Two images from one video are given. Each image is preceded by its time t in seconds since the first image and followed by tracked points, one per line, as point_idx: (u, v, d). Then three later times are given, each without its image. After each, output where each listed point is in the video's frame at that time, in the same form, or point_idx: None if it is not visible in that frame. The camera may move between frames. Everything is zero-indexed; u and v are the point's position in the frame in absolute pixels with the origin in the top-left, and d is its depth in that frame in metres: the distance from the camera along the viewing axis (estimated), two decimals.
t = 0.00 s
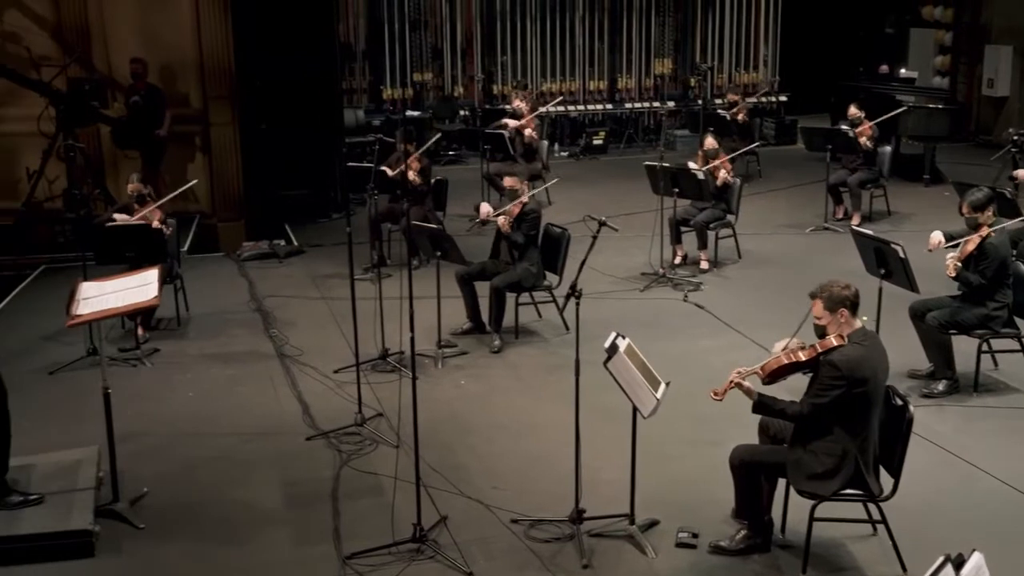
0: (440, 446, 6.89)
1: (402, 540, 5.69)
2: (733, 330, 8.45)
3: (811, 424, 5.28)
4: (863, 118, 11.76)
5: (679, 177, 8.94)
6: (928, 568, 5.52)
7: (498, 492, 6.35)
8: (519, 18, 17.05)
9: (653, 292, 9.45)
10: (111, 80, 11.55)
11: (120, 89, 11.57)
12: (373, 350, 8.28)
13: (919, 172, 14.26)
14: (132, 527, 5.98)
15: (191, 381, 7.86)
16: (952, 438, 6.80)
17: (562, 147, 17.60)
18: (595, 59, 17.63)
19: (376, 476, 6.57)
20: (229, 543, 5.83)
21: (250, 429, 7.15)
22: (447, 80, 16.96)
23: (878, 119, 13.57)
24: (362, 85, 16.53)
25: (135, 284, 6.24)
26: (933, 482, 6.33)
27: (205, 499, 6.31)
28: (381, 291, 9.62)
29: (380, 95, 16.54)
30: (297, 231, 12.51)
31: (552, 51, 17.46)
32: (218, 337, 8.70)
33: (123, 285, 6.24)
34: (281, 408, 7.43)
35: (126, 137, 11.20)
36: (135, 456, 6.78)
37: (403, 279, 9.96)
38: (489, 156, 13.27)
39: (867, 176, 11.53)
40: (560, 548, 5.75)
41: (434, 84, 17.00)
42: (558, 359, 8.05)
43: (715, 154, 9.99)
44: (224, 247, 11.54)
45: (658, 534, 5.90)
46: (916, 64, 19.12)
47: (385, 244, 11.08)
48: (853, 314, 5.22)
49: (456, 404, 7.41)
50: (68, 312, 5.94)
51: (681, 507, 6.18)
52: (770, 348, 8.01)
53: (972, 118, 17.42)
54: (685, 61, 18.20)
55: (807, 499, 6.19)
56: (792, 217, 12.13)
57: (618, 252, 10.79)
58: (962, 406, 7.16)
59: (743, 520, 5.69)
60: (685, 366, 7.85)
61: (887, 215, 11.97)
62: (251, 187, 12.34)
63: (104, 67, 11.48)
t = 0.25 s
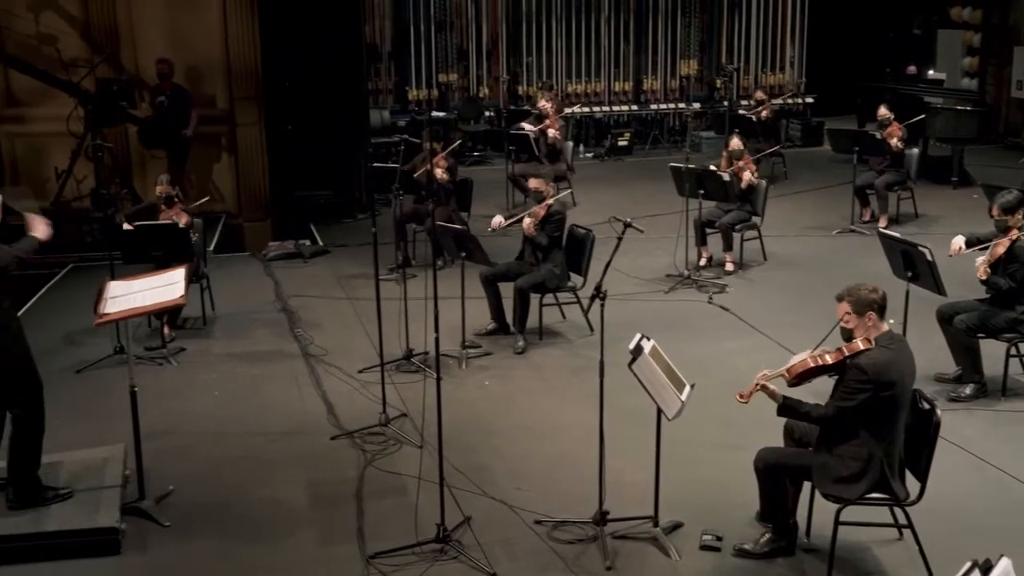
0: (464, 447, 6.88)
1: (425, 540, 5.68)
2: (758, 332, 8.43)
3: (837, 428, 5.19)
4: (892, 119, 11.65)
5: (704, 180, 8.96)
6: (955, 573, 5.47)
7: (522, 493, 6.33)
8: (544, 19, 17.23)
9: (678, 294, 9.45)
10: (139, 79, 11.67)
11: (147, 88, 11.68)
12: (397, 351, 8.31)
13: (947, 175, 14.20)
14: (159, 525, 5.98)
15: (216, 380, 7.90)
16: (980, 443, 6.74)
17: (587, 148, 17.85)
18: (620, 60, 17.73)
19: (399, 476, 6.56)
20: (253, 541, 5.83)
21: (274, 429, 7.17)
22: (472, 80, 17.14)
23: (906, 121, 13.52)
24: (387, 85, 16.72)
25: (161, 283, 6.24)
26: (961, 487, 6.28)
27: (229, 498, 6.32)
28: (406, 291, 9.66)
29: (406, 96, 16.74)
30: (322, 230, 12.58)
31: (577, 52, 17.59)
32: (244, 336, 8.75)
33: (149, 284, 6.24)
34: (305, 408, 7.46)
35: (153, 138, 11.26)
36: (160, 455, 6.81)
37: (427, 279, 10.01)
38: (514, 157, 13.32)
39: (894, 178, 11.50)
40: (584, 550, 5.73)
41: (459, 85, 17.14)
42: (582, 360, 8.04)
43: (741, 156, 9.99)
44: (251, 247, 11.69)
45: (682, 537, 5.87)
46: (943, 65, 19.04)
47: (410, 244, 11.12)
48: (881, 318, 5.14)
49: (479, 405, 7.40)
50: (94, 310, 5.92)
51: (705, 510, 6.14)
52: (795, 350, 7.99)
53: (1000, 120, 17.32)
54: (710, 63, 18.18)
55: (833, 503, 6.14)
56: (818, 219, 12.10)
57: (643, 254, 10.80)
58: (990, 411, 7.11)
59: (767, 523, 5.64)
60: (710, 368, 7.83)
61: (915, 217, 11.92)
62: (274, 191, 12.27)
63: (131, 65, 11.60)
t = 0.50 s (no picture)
0: (486, 448, 6.88)
1: (447, 541, 5.66)
2: (781, 335, 8.41)
3: (860, 431, 5.13)
4: (918, 121, 11.63)
5: (727, 181, 9.04)
6: None
7: (543, 495, 6.31)
8: (568, 21, 17.38)
9: (700, 296, 9.45)
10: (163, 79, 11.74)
11: (172, 88, 11.76)
12: (420, 352, 8.34)
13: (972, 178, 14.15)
14: (182, 524, 5.99)
15: (240, 380, 7.94)
16: (1005, 448, 6.69)
17: (609, 149, 17.90)
18: (644, 61, 17.81)
19: (421, 477, 6.55)
20: (275, 540, 5.84)
21: (297, 428, 7.20)
22: (495, 82, 17.24)
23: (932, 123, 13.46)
24: (410, 87, 16.92)
25: (186, 283, 6.24)
26: (986, 493, 6.23)
27: (252, 497, 6.33)
28: (429, 292, 9.71)
29: (430, 96, 17.00)
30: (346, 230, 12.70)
31: (601, 53, 17.72)
32: (268, 336, 8.80)
33: (174, 284, 6.25)
34: (328, 407, 7.49)
35: (178, 140, 11.30)
36: (184, 454, 6.84)
37: (450, 280, 10.06)
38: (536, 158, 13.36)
39: (920, 181, 11.47)
40: (606, 552, 5.69)
41: (483, 87, 17.28)
42: (605, 362, 8.05)
43: (763, 159, 10.01)
44: (275, 248, 11.75)
45: (704, 540, 5.82)
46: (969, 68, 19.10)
47: (432, 245, 11.16)
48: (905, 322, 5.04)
49: (501, 406, 7.41)
50: (120, 308, 5.92)
51: (727, 513, 6.09)
52: (818, 354, 7.97)
53: None
54: (734, 64, 18.22)
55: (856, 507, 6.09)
56: (842, 222, 12.07)
57: (666, 256, 10.81)
58: (1015, 416, 7.06)
59: (790, 526, 5.58)
60: (732, 371, 7.81)
61: (940, 220, 11.87)
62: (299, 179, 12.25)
63: (154, 65, 11.67)
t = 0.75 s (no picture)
0: (504, 449, 6.85)
1: (466, 541, 5.61)
2: (800, 337, 8.40)
3: (882, 434, 5.05)
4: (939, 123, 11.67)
5: (747, 182, 9.07)
6: None
7: (562, 495, 6.26)
8: (588, 22, 17.56)
9: (720, 297, 9.44)
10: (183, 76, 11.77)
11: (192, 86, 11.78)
12: (439, 352, 8.36)
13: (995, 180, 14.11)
14: (201, 522, 5.98)
15: (260, 379, 7.97)
16: None
17: (629, 150, 17.99)
18: (664, 61, 18.06)
19: (440, 477, 6.51)
20: (294, 538, 5.82)
21: (317, 428, 7.21)
22: (515, 83, 17.42)
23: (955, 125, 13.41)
24: (431, 88, 16.90)
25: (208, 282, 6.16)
26: (1009, 498, 6.17)
27: (271, 495, 6.32)
28: (448, 292, 9.75)
29: (449, 97, 16.97)
30: (367, 230, 12.82)
31: (621, 55, 17.91)
32: (288, 336, 8.84)
33: (195, 284, 6.17)
34: (347, 407, 7.50)
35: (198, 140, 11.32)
36: (204, 453, 6.84)
37: (469, 280, 10.11)
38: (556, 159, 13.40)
39: (942, 182, 11.46)
40: (624, 553, 5.62)
41: (502, 88, 17.42)
42: (624, 363, 8.05)
43: (782, 160, 10.04)
44: (296, 248, 11.95)
45: (725, 541, 5.74)
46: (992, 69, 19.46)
47: (452, 245, 11.21)
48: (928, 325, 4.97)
49: (520, 407, 7.40)
50: (142, 307, 5.84)
51: (746, 514, 6.02)
52: (838, 356, 7.96)
53: None
54: (755, 64, 18.50)
55: (877, 511, 6.03)
56: (863, 223, 12.04)
57: (686, 257, 10.82)
58: None
59: (809, 528, 5.49)
60: (752, 372, 7.79)
61: (962, 222, 11.82)
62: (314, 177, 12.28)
63: (175, 63, 11.73)
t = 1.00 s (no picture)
0: (525, 449, 6.84)
1: (486, 541, 5.58)
2: (822, 338, 8.38)
3: (904, 436, 4.98)
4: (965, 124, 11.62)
5: (769, 182, 9.08)
6: None
7: (582, 496, 6.23)
8: (610, 22, 17.57)
9: (742, 299, 9.43)
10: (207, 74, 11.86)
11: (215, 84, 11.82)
12: (460, 352, 8.38)
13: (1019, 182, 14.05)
14: (223, 520, 5.98)
15: (282, 379, 8.00)
16: None
17: (650, 151, 17.99)
18: (686, 61, 18.11)
19: (461, 477, 6.50)
20: (314, 536, 5.81)
21: (338, 427, 7.23)
22: (537, 83, 17.39)
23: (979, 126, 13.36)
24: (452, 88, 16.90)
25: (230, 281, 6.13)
26: None
27: (292, 494, 6.32)
28: (470, 292, 9.78)
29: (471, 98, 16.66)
30: (390, 230, 12.96)
31: (643, 55, 17.94)
32: (310, 335, 8.88)
33: (217, 283, 6.14)
34: (368, 407, 7.52)
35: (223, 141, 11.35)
36: (225, 451, 6.86)
37: (491, 280, 10.15)
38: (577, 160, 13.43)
39: (966, 184, 11.44)
40: (645, 554, 5.58)
41: (524, 88, 17.44)
42: (646, 364, 8.05)
43: (805, 161, 10.01)
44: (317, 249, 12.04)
45: (745, 543, 5.69)
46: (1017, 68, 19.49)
47: (473, 246, 11.24)
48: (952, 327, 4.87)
49: (541, 408, 7.39)
50: (164, 306, 5.82)
51: (767, 516, 5.97)
52: (860, 358, 7.94)
53: None
54: (778, 65, 18.55)
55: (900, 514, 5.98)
56: (885, 225, 11.99)
57: (707, 258, 10.81)
58: None
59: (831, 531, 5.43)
60: (774, 374, 7.77)
61: (986, 223, 11.77)
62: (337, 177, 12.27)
63: (199, 63, 11.83)
